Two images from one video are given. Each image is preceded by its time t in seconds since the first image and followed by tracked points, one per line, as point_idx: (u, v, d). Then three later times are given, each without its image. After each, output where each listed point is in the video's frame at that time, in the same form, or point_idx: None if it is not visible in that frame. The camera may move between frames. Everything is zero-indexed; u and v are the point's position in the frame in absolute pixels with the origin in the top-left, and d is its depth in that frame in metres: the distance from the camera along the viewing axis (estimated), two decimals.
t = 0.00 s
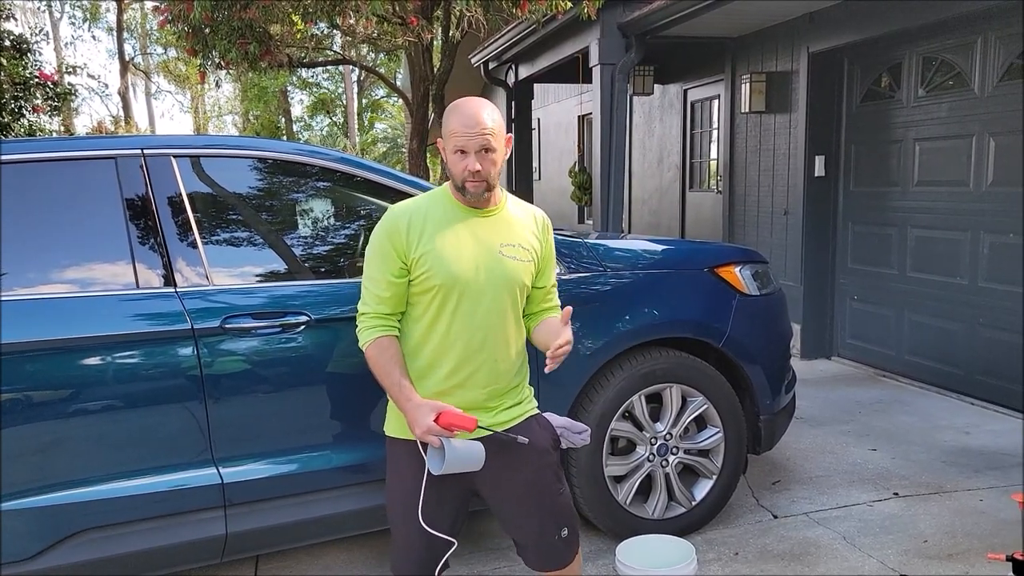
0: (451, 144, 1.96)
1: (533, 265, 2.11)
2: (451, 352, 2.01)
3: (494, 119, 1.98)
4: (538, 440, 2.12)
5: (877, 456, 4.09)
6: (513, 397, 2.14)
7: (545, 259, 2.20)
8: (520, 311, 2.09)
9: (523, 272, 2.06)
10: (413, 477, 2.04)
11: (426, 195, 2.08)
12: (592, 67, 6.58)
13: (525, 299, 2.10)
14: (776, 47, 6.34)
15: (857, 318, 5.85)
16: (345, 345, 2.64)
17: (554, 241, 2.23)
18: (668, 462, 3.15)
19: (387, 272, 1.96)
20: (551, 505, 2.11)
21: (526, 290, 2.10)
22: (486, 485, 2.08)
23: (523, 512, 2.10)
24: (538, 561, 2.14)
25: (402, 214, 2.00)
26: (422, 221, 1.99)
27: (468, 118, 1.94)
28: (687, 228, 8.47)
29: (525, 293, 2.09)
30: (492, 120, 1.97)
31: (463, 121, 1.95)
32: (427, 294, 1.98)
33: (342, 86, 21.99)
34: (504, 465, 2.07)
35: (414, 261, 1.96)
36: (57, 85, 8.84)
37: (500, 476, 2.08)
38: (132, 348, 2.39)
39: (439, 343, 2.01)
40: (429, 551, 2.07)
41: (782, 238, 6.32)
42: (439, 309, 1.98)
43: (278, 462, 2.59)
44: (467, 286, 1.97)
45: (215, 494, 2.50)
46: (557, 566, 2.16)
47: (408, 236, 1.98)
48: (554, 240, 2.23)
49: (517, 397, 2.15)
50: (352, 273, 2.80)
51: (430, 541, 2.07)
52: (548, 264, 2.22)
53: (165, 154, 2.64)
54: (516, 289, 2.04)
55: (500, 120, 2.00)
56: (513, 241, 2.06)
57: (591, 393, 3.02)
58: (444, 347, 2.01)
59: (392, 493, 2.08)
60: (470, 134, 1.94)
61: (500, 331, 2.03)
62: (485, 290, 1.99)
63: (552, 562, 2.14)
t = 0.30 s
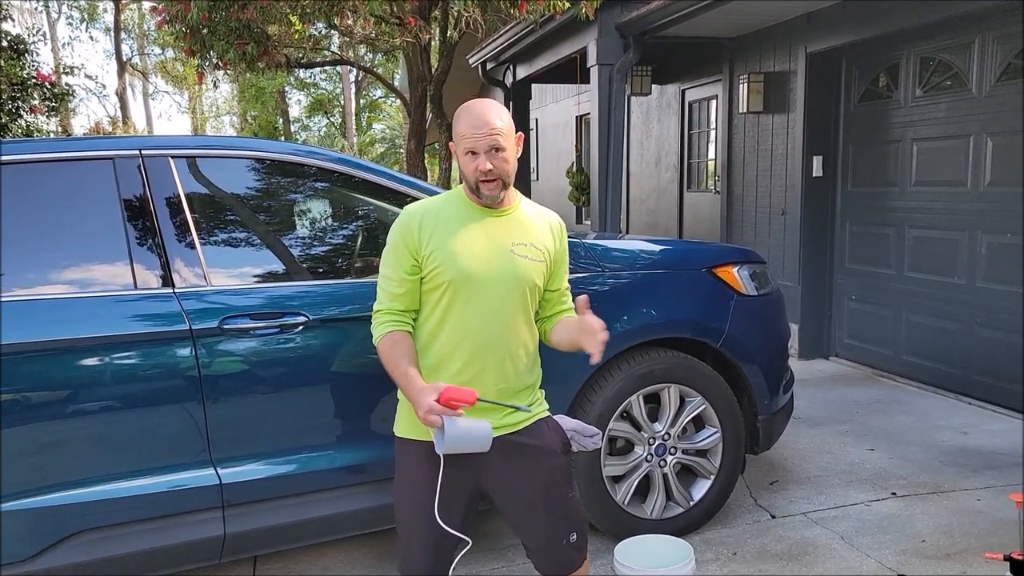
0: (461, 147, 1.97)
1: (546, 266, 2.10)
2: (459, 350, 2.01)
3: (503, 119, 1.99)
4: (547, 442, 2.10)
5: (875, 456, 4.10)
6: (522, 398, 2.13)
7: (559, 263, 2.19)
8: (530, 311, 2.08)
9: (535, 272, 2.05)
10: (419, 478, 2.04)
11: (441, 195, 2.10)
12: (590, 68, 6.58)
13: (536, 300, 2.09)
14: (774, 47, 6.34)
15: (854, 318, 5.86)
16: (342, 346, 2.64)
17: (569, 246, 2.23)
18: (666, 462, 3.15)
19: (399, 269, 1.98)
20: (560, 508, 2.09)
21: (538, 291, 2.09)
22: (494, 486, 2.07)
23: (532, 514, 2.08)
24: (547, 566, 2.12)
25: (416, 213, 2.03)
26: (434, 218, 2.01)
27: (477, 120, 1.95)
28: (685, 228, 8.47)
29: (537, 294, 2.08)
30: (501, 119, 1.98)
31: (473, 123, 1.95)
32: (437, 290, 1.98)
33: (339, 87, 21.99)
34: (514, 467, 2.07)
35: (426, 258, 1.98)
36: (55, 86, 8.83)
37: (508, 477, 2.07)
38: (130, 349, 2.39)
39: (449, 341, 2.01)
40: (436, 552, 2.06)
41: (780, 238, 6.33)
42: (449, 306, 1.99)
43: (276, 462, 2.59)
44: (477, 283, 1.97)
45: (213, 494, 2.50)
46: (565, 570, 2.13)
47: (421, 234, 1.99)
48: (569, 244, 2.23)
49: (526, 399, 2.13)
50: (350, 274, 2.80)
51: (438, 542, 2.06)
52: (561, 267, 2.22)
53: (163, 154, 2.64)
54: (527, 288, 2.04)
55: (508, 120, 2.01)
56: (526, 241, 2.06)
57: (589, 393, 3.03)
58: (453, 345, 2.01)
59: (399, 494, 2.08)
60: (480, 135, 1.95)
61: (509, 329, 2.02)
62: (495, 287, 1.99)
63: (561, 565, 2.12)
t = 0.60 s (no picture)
0: (481, 143, 2.04)
1: (557, 274, 2.10)
2: (457, 347, 2.02)
3: (526, 121, 2.06)
4: (541, 447, 2.07)
5: (871, 456, 4.11)
6: (523, 403, 2.11)
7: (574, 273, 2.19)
8: (536, 316, 2.07)
9: (540, 276, 2.05)
10: (414, 472, 2.05)
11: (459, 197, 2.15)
12: (586, 68, 6.59)
13: (543, 305, 2.09)
14: (770, 48, 6.35)
15: (851, 318, 5.86)
16: (337, 346, 2.64)
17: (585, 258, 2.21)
18: (662, 462, 3.16)
19: (406, 263, 2.05)
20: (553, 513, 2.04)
21: (545, 297, 2.08)
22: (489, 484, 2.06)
23: (525, 516, 2.03)
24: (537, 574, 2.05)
25: (430, 210, 2.08)
26: (444, 216, 2.06)
27: (500, 117, 2.03)
28: (682, 229, 8.48)
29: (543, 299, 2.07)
30: (520, 117, 2.05)
31: (495, 120, 2.03)
32: (440, 286, 2.02)
33: (336, 87, 21.97)
34: (507, 468, 2.05)
35: (432, 254, 2.03)
36: (51, 86, 8.83)
37: (502, 477, 2.05)
38: (126, 349, 2.38)
39: (451, 338, 2.03)
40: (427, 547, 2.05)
41: (776, 238, 6.34)
42: (450, 302, 2.02)
43: (272, 463, 2.59)
44: (478, 281, 2.00)
45: (208, 495, 2.50)
46: None
47: (430, 230, 2.05)
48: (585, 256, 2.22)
49: (527, 405, 2.12)
50: (346, 274, 2.80)
51: (429, 536, 2.04)
52: (576, 277, 2.21)
53: (158, 155, 2.63)
54: (531, 291, 2.03)
55: (531, 124, 2.09)
56: (535, 246, 2.07)
57: (585, 394, 3.03)
58: (452, 341, 2.03)
59: (394, 487, 2.08)
60: (501, 130, 2.02)
61: (509, 330, 2.02)
62: (496, 287, 2.00)
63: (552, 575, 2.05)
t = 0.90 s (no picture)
0: (472, 144, 2.02)
1: (552, 273, 2.09)
2: (454, 349, 2.03)
3: (516, 120, 2.04)
4: (538, 446, 2.06)
5: (867, 456, 4.11)
6: (522, 403, 2.11)
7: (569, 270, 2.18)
8: (533, 315, 2.07)
9: (535, 275, 2.04)
10: (412, 470, 2.05)
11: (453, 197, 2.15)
12: (584, 68, 6.59)
13: (539, 304, 2.08)
14: (767, 48, 6.36)
15: (847, 318, 5.88)
16: (333, 346, 2.63)
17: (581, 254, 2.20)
18: (658, 462, 3.16)
19: (402, 267, 2.06)
20: (551, 511, 2.03)
21: (541, 296, 2.07)
22: (487, 483, 2.06)
23: (522, 514, 2.03)
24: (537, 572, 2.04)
25: (424, 213, 2.08)
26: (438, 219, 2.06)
27: (490, 117, 2.00)
28: (679, 229, 8.49)
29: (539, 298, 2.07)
30: (511, 116, 2.02)
31: (485, 119, 2.00)
32: (436, 289, 2.03)
33: (334, 87, 21.96)
34: (505, 466, 2.04)
35: (427, 257, 2.03)
36: (48, 85, 8.84)
37: (499, 474, 2.05)
38: (122, 350, 2.38)
39: (448, 340, 2.03)
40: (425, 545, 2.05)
41: (773, 238, 6.35)
42: (445, 305, 2.02)
43: (268, 464, 2.58)
44: (472, 283, 2.00)
45: (204, 496, 2.50)
46: None
47: (424, 234, 2.05)
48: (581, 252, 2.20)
49: (527, 403, 2.12)
50: (343, 274, 2.80)
51: (427, 534, 2.05)
52: (571, 274, 2.20)
53: (154, 155, 2.63)
54: (526, 291, 2.03)
55: (521, 122, 2.06)
56: (529, 245, 2.06)
57: (582, 394, 3.04)
58: (448, 343, 2.03)
59: (393, 486, 2.09)
60: (491, 131, 1.99)
61: (505, 331, 2.02)
62: (490, 289, 2.00)
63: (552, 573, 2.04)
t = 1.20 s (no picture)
0: (450, 161, 1.95)
1: (532, 267, 2.09)
2: (441, 351, 2.02)
3: (494, 133, 1.95)
4: (530, 445, 2.08)
5: (864, 456, 4.12)
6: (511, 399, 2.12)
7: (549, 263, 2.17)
8: (516, 311, 2.07)
9: (517, 271, 2.04)
10: (406, 470, 2.05)
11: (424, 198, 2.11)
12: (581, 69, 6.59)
13: (521, 300, 2.08)
14: (764, 49, 6.37)
15: (844, 318, 5.88)
16: (331, 347, 2.63)
17: (558, 245, 2.21)
18: (656, 462, 3.16)
19: (380, 273, 2.02)
20: (544, 509, 2.05)
21: (523, 291, 2.07)
22: (479, 482, 2.07)
23: (515, 512, 2.04)
24: (529, 571, 2.06)
25: (397, 216, 2.05)
26: (413, 221, 2.02)
27: (466, 137, 1.91)
28: (676, 229, 8.49)
29: (522, 293, 2.07)
30: (492, 136, 1.94)
31: (460, 139, 1.92)
32: (417, 293, 2.00)
33: (331, 88, 21.95)
34: (498, 465, 2.06)
35: (405, 261, 2.00)
36: (44, 85, 8.84)
37: (492, 473, 2.06)
38: (120, 350, 2.38)
39: (431, 341, 2.02)
40: (419, 544, 2.04)
41: (770, 239, 6.36)
42: (429, 308, 2.01)
43: (265, 464, 2.58)
44: (455, 284, 1.98)
45: (201, 496, 2.49)
46: None
47: (400, 237, 2.01)
48: (558, 244, 2.21)
49: (516, 400, 2.13)
50: (341, 275, 2.79)
51: (421, 533, 2.04)
52: (552, 266, 2.19)
53: (151, 155, 2.62)
54: (509, 287, 2.03)
55: (499, 132, 1.97)
56: (508, 241, 2.05)
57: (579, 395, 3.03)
58: (434, 346, 2.02)
59: (386, 485, 2.09)
60: (468, 154, 1.92)
61: (491, 328, 2.01)
62: (473, 288, 1.99)
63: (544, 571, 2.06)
